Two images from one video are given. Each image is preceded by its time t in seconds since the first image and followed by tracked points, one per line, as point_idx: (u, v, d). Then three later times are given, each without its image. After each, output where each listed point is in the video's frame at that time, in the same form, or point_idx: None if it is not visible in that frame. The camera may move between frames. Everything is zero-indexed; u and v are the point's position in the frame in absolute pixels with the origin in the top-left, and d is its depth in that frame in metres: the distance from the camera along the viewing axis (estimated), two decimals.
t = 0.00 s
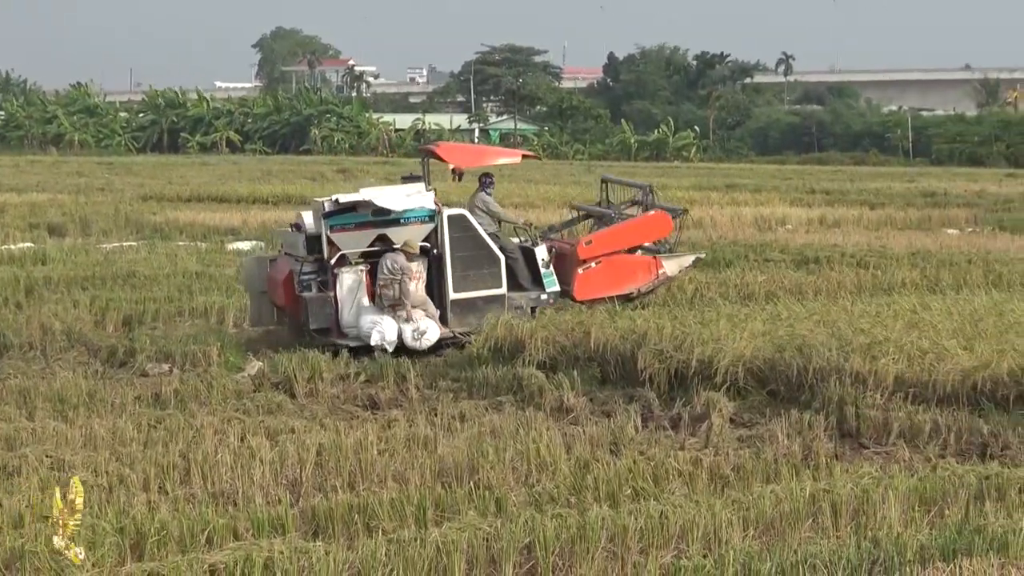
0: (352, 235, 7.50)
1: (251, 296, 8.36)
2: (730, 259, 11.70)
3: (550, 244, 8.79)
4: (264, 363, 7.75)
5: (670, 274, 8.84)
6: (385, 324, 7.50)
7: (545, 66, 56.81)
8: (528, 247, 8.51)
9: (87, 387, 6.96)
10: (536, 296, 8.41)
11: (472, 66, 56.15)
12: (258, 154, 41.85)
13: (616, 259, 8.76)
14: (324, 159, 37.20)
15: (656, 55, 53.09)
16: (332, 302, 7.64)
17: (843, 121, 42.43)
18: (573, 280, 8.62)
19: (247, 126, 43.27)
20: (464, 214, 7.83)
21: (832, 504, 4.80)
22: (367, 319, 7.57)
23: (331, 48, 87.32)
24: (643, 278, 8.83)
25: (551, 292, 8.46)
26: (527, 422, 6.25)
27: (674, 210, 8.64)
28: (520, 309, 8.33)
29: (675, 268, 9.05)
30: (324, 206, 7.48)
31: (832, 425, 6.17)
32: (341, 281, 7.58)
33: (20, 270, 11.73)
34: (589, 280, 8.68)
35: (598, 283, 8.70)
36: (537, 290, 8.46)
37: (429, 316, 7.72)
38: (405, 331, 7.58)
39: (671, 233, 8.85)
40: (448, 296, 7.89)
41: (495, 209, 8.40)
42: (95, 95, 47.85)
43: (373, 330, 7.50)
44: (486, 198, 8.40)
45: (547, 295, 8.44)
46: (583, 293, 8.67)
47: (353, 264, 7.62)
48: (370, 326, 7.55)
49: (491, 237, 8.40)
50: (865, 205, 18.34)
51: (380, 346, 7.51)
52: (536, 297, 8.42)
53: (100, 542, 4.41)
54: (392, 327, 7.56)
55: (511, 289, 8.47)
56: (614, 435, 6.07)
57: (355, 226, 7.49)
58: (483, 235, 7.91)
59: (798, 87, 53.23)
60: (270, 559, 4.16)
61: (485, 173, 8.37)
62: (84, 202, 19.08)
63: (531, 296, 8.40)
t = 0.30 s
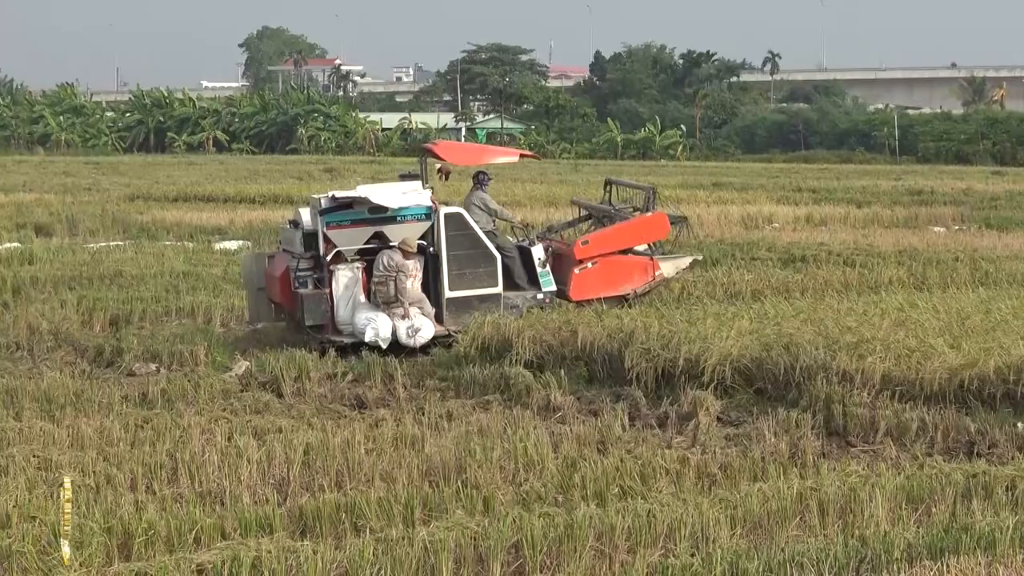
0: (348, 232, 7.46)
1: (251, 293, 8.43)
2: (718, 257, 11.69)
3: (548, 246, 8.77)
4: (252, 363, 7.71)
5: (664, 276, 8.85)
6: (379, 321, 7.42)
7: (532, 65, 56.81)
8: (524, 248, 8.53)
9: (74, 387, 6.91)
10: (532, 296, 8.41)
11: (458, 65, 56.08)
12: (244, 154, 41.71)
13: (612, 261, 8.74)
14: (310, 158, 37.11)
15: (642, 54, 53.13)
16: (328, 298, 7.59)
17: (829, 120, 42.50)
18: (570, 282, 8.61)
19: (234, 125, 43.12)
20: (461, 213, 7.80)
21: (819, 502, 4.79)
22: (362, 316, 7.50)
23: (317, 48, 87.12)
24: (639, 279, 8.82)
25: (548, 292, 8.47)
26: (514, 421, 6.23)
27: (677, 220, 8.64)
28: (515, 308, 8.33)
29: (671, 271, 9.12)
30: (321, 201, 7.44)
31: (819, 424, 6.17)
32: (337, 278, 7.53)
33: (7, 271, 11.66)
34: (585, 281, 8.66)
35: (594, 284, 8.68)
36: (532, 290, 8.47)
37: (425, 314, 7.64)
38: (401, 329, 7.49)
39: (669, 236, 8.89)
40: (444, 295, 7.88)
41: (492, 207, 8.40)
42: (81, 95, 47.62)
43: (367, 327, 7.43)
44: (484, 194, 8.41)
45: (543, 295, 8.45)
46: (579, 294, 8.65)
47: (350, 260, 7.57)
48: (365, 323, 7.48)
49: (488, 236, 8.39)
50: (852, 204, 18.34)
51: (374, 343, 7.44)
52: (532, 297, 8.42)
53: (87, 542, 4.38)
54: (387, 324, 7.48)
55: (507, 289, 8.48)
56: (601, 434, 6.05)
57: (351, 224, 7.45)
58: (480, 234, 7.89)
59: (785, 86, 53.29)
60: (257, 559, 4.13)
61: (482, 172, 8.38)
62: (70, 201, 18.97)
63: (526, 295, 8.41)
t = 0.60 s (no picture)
0: (332, 231, 7.43)
1: (239, 290, 8.33)
2: (707, 257, 11.69)
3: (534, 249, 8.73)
4: (241, 363, 7.69)
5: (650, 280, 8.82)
6: (361, 320, 7.38)
7: (520, 65, 56.83)
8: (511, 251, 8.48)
9: (62, 387, 6.87)
10: (516, 298, 8.39)
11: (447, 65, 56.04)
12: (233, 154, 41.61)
13: (597, 264, 8.69)
14: (299, 158, 37.03)
15: (631, 54, 53.19)
16: (311, 297, 7.55)
17: (818, 119, 42.59)
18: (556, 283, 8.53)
19: (222, 126, 43.02)
20: (446, 213, 7.74)
21: (809, 501, 4.79)
22: (345, 315, 7.46)
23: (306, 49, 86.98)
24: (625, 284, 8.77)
25: (532, 294, 8.45)
26: (504, 422, 6.21)
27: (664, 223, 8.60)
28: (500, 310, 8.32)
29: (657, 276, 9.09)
30: (305, 200, 7.42)
31: (808, 423, 6.17)
32: (320, 277, 7.49)
33: None
34: (571, 284, 8.60)
35: (579, 287, 8.63)
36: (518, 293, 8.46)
37: (408, 315, 7.61)
38: (383, 329, 7.45)
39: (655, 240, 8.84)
40: (428, 296, 7.82)
41: (478, 208, 8.36)
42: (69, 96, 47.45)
43: (349, 326, 7.38)
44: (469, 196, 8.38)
45: (528, 298, 8.44)
46: (564, 296, 8.58)
47: (334, 260, 7.54)
48: (347, 322, 7.43)
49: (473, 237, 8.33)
50: (840, 203, 18.35)
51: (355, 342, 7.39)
52: (517, 300, 8.41)
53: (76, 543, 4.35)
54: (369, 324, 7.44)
55: (493, 291, 8.49)
56: (591, 434, 6.04)
57: (335, 223, 7.43)
58: (464, 235, 7.81)
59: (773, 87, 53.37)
60: (247, 559, 4.11)
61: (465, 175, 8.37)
62: (59, 202, 18.89)
63: (512, 297, 8.39)
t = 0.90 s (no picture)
0: (307, 233, 7.35)
1: (214, 291, 8.25)
2: (702, 259, 11.71)
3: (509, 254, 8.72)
4: (235, 365, 7.67)
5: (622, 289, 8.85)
6: (335, 323, 7.43)
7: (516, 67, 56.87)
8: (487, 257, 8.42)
9: (57, 390, 6.85)
10: (492, 304, 8.32)
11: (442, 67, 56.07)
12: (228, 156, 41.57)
13: (573, 271, 8.69)
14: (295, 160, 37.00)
15: (626, 56, 53.25)
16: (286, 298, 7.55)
17: (814, 122, 42.67)
18: (531, 290, 8.52)
19: (217, 128, 42.98)
20: (422, 218, 7.72)
21: (805, 504, 4.79)
22: (318, 317, 7.49)
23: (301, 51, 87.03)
24: (599, 291, 8.79)
25: (507, 300, 8.38)
26: (499, 424, 6.20)
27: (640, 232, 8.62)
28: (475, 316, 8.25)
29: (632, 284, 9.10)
30: (281, 201, 7.35)
31: (804, 426, 6.18)
32: (296, 280, 7.49)
33: None
34: (546, 290, 8.59)
35: (554, 293, 8.62)
36: (493, 298, 8.38)
37: (381, 319, 7.65)
38: (355, 332, 7.51)
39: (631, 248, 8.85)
40: (403, 300, 7.78)
41: (457, 213, 8.36)
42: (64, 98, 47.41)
43: (323, 328, 7.42)
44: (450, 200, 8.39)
45: (503, 303, 8.36)
46: (539, 303, 8.58)
47: (309, 263, 7.51)
48: (320, 325, 7.47)
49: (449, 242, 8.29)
50: (836, 206, 18.39)
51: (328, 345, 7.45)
52: (492, 305, 8.34)
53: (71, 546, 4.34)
54: (342, 327, 7.48)
55: (467, 296, 8.40)
56: (587, 437, 6.04)
57: (311, 225, 7.34)
58: (438, 239, 7.78)
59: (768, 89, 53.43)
60: (243, 562, 4.10)
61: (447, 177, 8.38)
62: (54, 204, 18.87)
63: (487, 303, 8.32)
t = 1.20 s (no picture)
0: (288, 235, 7.42)
1: (197, 292, 8.30)
2: (713, 262, 11.71)
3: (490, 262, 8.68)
4: (245, 368, 7.70)
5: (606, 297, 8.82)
6: (312, 326, 7.44)
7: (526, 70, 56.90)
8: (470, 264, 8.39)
9: (69, 393, 6.89)
10: (472, 310, 8.30)
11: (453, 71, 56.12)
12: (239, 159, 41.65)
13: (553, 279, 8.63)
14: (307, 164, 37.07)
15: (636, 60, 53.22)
16: (266, 301, 7.57)
17: (824, 125, 42.61)
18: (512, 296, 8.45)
19: (228, 131, 43.08)
20: (405, 223, 7.74)
21: (816, 507, 4.80)
22: (297, 320, 7.51)
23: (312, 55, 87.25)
24: (582, 300, 8.71)
25: (487, 307, 8.34)
26: (509, 427, 6.21)
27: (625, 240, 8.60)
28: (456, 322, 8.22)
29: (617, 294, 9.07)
30: (263, 204, 7.43)
31: (815, 429, 6.18)
32: (275, 282, 7.51)
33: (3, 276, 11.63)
34: (527, 298, 8.52)
35: (535, 301, 8.54)
36: (473, 305, 8.34)
37: (360, 322, 7.65)
38: (333, 335, 7.52)
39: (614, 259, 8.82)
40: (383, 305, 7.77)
41: (441, 221, 8.36)
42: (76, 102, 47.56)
43: (300, 331, 7.44)
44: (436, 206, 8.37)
45: (483, 311, 8.33)
46: (519, 309, 8.49)
47: (289, 265, 7.55)
48: (298, 328, 7.49)
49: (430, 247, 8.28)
50: (846, 209, 18.36)
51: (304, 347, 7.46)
52: (472, 311, 8.31)
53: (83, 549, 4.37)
54: (320, 330, 7.50)
55: (448, 302, 8.38)
56: (597, 440, 6.04)
57: (291, 227, 7.43)
58: (420, 244, 7.78)
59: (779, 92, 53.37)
60: (255, 565, 4.13)
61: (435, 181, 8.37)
62: (67, 207, 18.94)
63: (466, 309, 8.29)
